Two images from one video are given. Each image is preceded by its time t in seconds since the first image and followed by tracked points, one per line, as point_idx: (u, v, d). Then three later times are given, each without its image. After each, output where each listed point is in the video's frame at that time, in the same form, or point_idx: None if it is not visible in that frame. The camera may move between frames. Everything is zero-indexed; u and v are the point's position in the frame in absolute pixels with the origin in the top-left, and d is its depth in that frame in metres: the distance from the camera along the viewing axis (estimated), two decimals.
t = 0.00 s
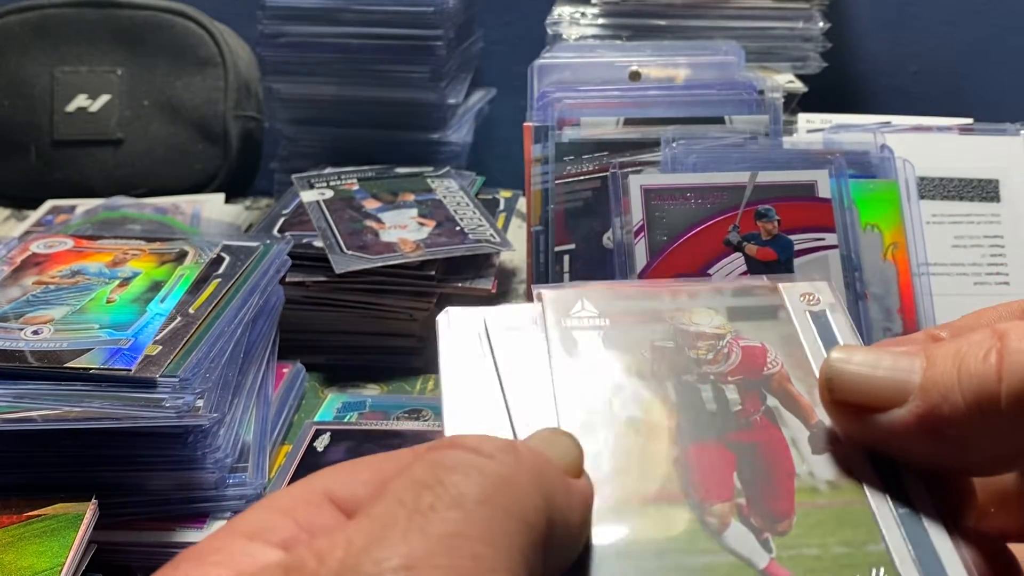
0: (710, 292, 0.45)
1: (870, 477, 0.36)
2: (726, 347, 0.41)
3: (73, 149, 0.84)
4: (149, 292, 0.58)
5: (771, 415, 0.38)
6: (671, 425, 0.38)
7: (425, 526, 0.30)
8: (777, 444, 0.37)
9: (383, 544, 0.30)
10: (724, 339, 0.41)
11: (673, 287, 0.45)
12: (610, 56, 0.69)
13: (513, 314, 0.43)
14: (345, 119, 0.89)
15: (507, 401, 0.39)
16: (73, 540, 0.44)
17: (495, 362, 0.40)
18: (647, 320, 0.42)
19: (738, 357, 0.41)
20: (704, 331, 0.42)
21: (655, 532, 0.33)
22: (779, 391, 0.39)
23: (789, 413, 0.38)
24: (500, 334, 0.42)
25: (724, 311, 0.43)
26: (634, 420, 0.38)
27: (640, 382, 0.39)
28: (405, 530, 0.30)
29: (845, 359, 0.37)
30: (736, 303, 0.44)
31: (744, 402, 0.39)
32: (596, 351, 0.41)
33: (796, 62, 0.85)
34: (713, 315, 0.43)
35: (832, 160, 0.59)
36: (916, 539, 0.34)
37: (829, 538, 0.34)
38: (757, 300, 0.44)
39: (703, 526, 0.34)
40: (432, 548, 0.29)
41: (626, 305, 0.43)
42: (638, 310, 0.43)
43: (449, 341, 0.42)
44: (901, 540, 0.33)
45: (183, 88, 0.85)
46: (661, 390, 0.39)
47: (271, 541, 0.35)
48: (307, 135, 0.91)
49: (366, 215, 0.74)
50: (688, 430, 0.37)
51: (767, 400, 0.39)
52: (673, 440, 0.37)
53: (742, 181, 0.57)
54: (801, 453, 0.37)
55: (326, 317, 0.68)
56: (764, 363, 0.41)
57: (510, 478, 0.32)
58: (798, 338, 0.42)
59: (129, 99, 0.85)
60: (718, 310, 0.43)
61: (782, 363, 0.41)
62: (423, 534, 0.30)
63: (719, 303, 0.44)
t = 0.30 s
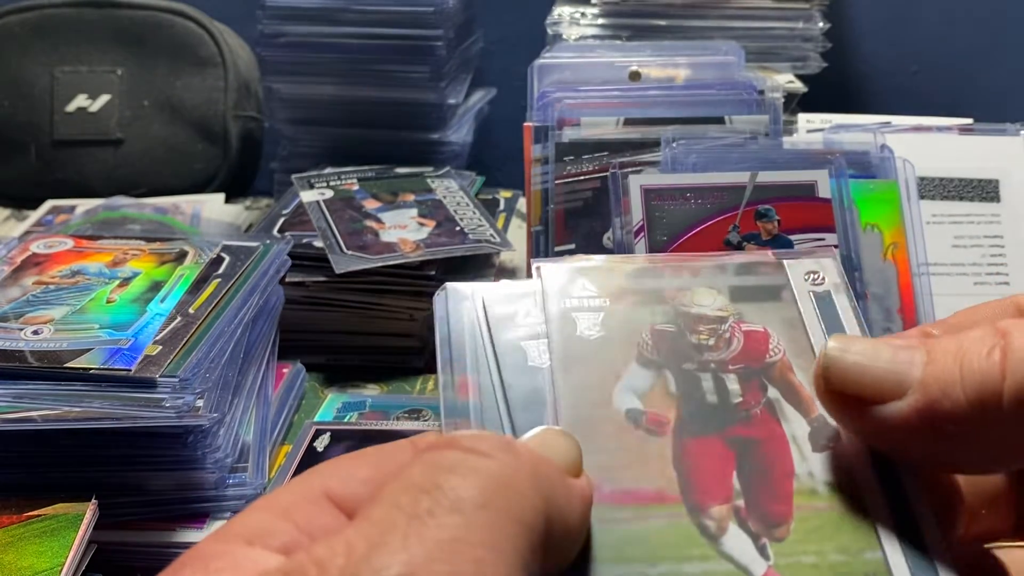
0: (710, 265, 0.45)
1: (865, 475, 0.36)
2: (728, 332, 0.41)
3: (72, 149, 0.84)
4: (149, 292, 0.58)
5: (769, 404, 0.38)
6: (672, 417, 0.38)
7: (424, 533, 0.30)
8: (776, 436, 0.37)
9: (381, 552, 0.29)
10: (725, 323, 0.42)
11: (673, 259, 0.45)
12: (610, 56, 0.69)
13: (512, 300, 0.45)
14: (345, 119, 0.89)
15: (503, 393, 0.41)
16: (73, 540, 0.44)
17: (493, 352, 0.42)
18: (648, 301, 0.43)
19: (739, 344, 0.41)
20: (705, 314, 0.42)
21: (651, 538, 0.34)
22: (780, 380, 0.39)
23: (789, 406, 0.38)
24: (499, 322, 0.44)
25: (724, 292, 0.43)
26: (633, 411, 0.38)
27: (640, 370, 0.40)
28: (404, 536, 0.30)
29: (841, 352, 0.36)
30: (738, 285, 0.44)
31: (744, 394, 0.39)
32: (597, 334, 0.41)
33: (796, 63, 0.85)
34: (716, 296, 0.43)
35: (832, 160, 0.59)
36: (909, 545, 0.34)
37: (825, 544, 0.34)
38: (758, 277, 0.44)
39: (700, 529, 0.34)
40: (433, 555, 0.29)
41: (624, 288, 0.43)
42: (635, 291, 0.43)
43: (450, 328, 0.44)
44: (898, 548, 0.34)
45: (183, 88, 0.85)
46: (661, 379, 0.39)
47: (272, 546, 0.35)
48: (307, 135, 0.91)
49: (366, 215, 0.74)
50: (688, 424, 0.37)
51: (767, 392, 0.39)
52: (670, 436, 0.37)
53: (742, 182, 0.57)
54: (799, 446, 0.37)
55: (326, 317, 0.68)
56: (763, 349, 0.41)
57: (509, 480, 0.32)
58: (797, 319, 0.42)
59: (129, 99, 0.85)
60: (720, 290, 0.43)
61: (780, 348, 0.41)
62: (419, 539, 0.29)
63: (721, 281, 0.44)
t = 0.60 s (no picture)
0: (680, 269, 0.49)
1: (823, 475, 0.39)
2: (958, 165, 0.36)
3: (72, 149, 0.84)
4: (149, 292, 0.58)
5: (732, 402, 0.42)
6: (640, 413, 0.41)
7: (406, 533, 0.29)
8: (741, 431, 0.40)
9: (365, 552, 0.29)
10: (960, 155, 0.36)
11: (645, 267, 0.49)
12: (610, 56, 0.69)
13: (491, 296, 0.48)
14: (345, 119, 0.89)
15: (486, 391, 0.43)
16: (73, 540, 0.44)
17: (475, 347, 0.45)
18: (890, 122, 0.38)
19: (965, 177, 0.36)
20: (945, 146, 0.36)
21: (852, 293, 0.36)
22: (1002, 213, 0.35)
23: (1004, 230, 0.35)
24: (479, 316, 0.47)
25: (693, 299, 0.47)
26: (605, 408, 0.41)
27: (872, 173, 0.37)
28: (386, 537, 0.29)
29: (1004, 284, 0.34)
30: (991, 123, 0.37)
31: (708, 394, 0.42)
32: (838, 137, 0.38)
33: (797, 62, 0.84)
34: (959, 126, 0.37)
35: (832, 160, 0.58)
36: (867, 536, 0.36)
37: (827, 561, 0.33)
38: (721, 286, 0.48)
39: (891, 300, 0.36)
40: (415, 555, 0.29)
41: (598, 297, 0.47)
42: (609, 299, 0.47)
43: (433, 323, 0.47)
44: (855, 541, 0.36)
45: (183, 88, 0.84)
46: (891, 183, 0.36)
47: (260, 550, 0.35)
48: (306, 135, 0.91)
49: (366, 215, 0.74)
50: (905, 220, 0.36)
51: (988, 212, 0.35)
52: (637, 434, 0.40)
53: (742, 182, 0.57)
54: (760, 439, 0.40)
55: (323, 316, 0.67)
56: (724, 351, 0.44)
57: (488, 480, 0.32)
58: (760, 321, 0.46)
59: (129, 99, 0.85)
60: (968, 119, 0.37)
61: (741, 349, 0.44)
62: (404, 539, 0.29)
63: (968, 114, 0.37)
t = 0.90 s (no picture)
0: (673, 271, 0.48)
1: (819, 469, 0.39)
2: None
3: (72, 149, 0.84)
4: (149, 292, 0.58)
5: (727, 400, 0.42)
6: (638, 415, 0.41)
7: (404, 530, 0.29)
8: (736, 428, 0.40)
9: (363, 548, 0.29)
10: None
11: (640, 268, 0.49)
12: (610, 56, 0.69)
13: (486, 301, 0.47)
14: (346, 119, 0.89)
15: (483, 394, 0.43)
16: (72, 540, 0.43)
17: (471, 351, 0.45)
18: None
19: None
20: None
21: None
22: None
23: None
24: (475, 320, 0.46)
25: (688, 300, 0.47)
26: (600, 408, 0.41)
27: None
28: (385, 534, 0.29)
29: None
30: None
31: (703, 393, 0.42)
32: None
33: (797, 62, 0.84)
34: None
35: (832, 160, 0.59)
36: (866, 532, 0.36)
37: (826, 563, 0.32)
38: (717, 286, 0.48)
39: None
40: (414, 552, 0.29)
41: (593, 298, 0.47)
42: (603, 301, 0.47)
43: (428, 328, 0.46)
44: (854, 536, 0.36)
45: (182, 88, 0.84)
46: None
47: (255, 549, 0.35)
48: (307, 135, 0.91)
49: (366, 215, 0.74)
50: None
51: None
52: (638, 435, 0.40)
53: (742, 182, 0.57)
54: (756, 436, 0.40)
55: (323, 316, 0.68)
56: (718, 349, 0.44)
57: (487, 478, 0.32)
58: (754, 324, 0.46)
59: (129, 99, 0.84)
60: None
61: (735, 347, 0.44)
62: (403, 537, 0.29)
63: None
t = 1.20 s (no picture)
0: (661, 290, 0.49)
1: (809, 466, 0.39)
2: None
3: (72, 149, 0.84)
4: (149, 292, 0.58)
5: (716, 405, 0.42)
6: (630, 420, 0.41)
7: (404, 524, 0.30)
8: (726, 432, 0.41)
9: (362, 542, 0.29)
10: None
11: (628, 287, 0.49)
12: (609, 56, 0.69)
13: (479, 316, 0.47)
14: (346, 119, 0.89)
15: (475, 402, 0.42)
16: (73, 540, 0.44)
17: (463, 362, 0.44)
18: None
19: None
20: None
21: None
22: None
23: None
24: (465, 333, 0.46)
25: (677, 315, 0.47)
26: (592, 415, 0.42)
27: None
28: (384, 528, 0.29)
29: None
30: None
31: (692, 400, 0.42)
32: None
33: (796, 62, 0.84)
34: None
35: (833, 160, 0.58)
36: (860, 525, 0.36)
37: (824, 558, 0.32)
38: (705, 302, 0.48)
39: None
40: (413, 546, 0.29)
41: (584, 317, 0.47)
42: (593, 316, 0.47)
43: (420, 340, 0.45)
44: (848, 529, 0.36)
45: (182, 88, 0.84)
46: None
47: (249, 548, 0.35)
48: (307, 135, 0.91)
49: (366, 215, 0.74)
50: None
51: None
52: (634, 438, 0.40)
53: (742, 182, 0.57)
54: (745, 438, 0.40)
55: (324, 316, 0.67)
56: (707, 359, 0.45)
57: (486, 474, 0.32)
58: (742, 336, 0.46)
59: (129, 99, 0.84)
60: None
61: (723, 356, 0.45)
62: (402, 532, 0.29)
63: None
